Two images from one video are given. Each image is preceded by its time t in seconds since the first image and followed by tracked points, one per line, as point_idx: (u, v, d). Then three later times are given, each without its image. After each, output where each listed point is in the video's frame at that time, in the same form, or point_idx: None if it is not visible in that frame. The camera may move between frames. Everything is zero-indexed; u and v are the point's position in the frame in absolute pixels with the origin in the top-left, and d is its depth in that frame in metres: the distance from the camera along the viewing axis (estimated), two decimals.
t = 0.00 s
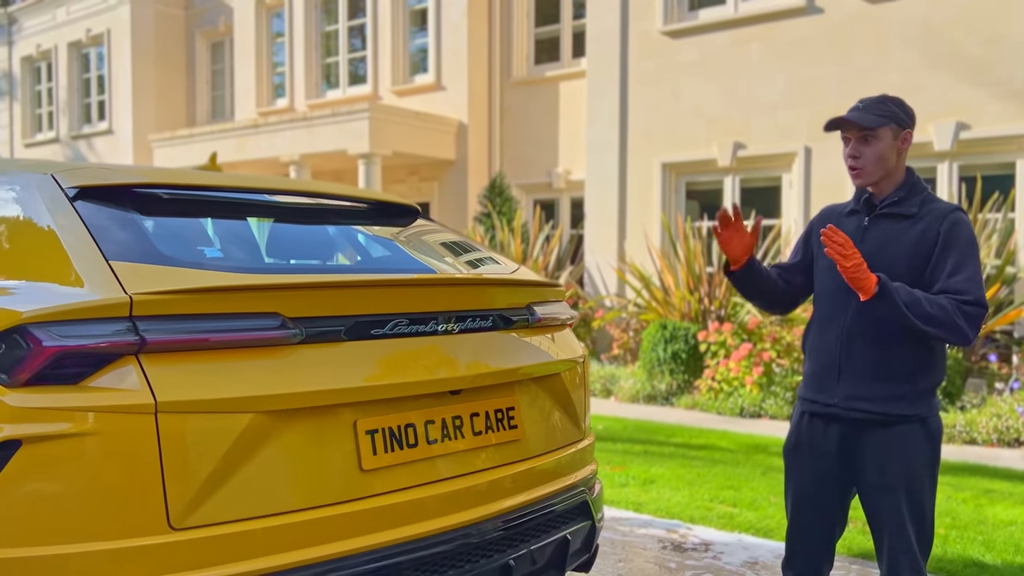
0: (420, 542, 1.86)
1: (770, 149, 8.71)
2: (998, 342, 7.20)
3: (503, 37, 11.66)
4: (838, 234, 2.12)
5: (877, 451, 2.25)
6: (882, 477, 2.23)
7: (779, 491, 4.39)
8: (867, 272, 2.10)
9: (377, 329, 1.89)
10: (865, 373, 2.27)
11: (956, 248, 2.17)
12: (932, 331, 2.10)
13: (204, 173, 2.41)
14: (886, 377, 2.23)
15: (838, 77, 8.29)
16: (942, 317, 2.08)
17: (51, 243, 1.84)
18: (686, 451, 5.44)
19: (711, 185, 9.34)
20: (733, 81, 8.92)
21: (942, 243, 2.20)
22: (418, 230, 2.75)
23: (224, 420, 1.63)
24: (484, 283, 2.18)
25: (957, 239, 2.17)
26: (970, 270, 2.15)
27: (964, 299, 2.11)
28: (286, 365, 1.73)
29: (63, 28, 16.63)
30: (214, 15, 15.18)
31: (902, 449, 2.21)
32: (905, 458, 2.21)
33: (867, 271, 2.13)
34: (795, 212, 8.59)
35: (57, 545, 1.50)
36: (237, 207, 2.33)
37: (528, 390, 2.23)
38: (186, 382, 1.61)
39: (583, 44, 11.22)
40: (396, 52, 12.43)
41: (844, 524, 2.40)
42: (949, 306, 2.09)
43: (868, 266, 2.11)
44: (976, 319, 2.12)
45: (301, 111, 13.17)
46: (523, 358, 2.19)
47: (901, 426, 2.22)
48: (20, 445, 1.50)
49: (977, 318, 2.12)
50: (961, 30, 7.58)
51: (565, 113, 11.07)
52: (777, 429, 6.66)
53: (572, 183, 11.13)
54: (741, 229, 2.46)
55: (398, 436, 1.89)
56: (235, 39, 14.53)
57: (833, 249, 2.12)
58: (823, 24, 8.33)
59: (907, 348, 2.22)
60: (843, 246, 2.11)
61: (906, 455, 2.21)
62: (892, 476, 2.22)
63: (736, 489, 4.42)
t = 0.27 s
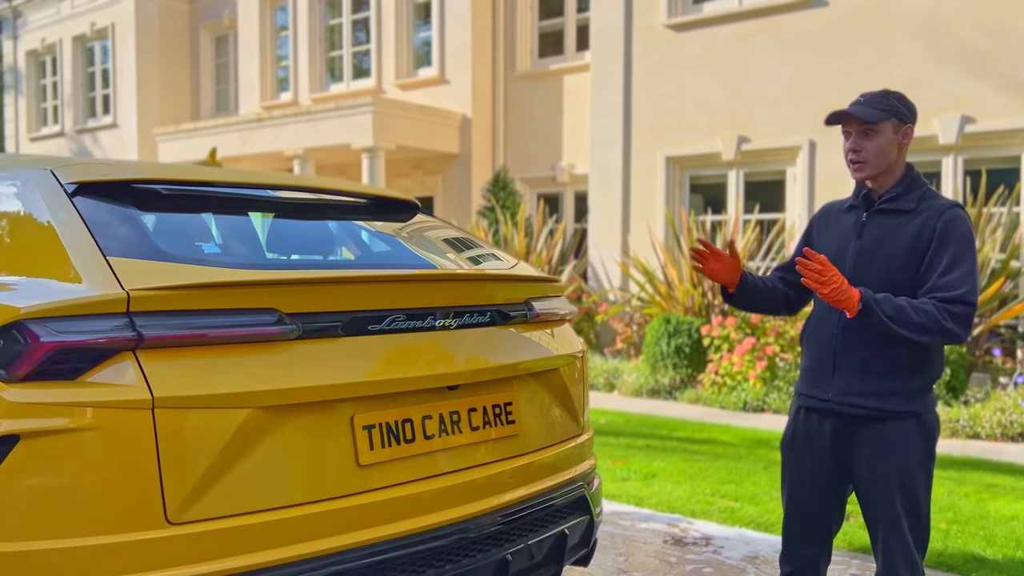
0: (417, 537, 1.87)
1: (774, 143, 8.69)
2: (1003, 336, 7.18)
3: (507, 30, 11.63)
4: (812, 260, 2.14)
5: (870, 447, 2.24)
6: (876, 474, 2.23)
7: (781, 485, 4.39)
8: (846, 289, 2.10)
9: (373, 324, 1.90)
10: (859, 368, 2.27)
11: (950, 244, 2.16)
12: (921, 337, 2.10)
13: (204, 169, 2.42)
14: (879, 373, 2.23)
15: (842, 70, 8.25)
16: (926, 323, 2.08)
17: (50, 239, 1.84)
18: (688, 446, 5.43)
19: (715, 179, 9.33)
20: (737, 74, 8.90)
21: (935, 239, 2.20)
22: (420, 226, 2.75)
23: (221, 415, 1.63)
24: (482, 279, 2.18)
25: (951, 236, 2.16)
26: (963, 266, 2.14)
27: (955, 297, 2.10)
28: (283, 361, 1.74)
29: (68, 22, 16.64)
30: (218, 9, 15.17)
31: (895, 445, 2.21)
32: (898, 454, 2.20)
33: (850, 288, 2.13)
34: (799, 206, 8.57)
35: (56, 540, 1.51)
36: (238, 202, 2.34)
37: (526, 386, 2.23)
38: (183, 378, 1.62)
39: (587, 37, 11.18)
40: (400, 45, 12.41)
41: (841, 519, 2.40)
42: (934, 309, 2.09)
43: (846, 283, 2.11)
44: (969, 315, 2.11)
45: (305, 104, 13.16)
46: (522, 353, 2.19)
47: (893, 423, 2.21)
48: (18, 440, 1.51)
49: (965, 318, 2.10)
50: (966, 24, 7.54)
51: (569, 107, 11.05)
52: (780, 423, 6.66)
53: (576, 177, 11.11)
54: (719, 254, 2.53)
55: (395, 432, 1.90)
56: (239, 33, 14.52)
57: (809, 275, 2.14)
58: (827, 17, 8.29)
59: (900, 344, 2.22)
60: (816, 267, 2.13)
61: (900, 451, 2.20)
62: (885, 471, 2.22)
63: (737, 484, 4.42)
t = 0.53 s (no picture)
0: (412, 532, 1.87)
1: (776, 138, 8.67)
2: (1004, 332, 7.17)
3: (509, 25, 11.60)
4: (807, 263, 2.11)
5: (865, 443, 2.24)
6: (871, 471, 2.23)
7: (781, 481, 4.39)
8: (842, 291, 2.07)
9: (368, 320, 1.90)
10: (853, 364, 2.27)
11: (946, 241, 2.16)
12: (919, 336, 2.10)
13: (202, 165, 2.42)
14: (874, 370, 2.23)
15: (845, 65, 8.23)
16: (923, 322, 2.08)
17: (46, 235, 1.84)
18: (689, 441, 5.44)
19: (717, 174, 9.31)
20: (740, 69, 8.88)
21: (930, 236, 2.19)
22: (419, 222, 2.75)
23: (215, 411, 1.64)
24: (478, 275, 2.18)
25: (946, 232, 2.16)
26: (958, 263, 2.14)
27: (949, 294, 2.10)
28: (278, 357, 1.74)
29: (70, 17, 16.64)
30: (220, 4, 15.15)
31: (890, 441, 2.21)
32: (893, 450, 2.20)
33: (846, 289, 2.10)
34: (801, 201, 8.56)
35: (50, 534, 1.51)
36: (235, 199, 2.34)
37: (522, 381, 2.23)
38: (177, 374, 1.62)
39: (589, 31, 11.15)
40: (402, 40, 12.39)
41: (836, 515, 2.41)
42: (930, 307, 2.08)
43: (842, 284, 2.08)
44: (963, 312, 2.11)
45: (307, 99, 13.15)
46: (518, 349, 2.19)
47: (889, 419, 2.21)
48: (12, 436, 1.51)
49: (960, 315, 2.10)
50: (968, 18, 7.51)
51: (571, 102, 11.03)
52: (780, 419, 6.66)
53: (578, 172, 11.10)
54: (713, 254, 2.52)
55: (390, 427, 1.90)
56: (241, 28, 14.50)
57: (805, 278, 2.11)
58: (829, 12, 8.27)
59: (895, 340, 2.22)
60: (812, 269, 2.10)
61: (894, 448, 2.20)
62: (879, 468, 2.22)
63: (737, 479, 4.42)
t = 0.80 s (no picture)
0: (409, 531, 1.87)
1: (777, 134, 8.66)
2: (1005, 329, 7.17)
3: (509, 21, 11.58)
4: (816, 261, 2.10)
5: (865, 442, 2.24)
6: (871, 470, 2.23)
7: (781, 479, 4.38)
8: (851, 291, 2.08)
9: (365, 319, 1.90)
10: (854, 363, 2.26)
11: (948, 240, 2.15)
12: (925, 336, 2.10)
13: (200, 163, 2.42)
14: (875, 368, 2.23)
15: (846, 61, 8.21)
16: (933, 321, 2.07)
17: (43, 234, 1.84)
18: (688, 438, 5.43)
19: (718, 171, 9.31)
20: (741, 66, 8.86)
21: (932, 234, 2.19)
22: (419, 221, 2.75)
23: (213, 410, 1.64)
24: (476, 274, 2.18)
25: (948, 232, 2.15)
26: (961, 261, 2.13)
27: (953, 293, 2.10)
28: (275, 356, 1.74)
29: (71, 13, 16.63)
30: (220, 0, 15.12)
31: (891, 440, 2.21)
32: (893, 449, 2.20)
33: (852, 288, 2.11)
34: (802, 198, 8.55)
35: (47, 534, 1.51)
36: (233, 197, 2.34)
37: (520, 380, 2.23)
38: (174, 372, 1.62)
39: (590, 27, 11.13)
40: (403, 37, 12.37)
41: (835, 512, 2.41)
42: (938, 306, 2.08)
43: (851, 283, 2.09)
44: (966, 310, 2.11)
45: (308, 96, 13.14)
46: (516, 347, 2.19)
47: (889, 418, 2.21)
48: (9, 435, 1.50)
49: (965, 314, 2.09)
50: (970, 15, 7.49)
51: (572, 99, 11.01)
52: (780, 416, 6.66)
53: (579, 169, 11.09)
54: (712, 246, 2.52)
55: (388, 426, 1.90)
56: (242, 25, 14.48)
57: (814, 276, 2.11)
58: (830, 8, 8.25)
59: (897, 338, 2.22)
60: (820, 265, 2.10)
61: (895, 447, 2.20)
62: (880, 468, 2.21)
63: (736, 477, 4.42)
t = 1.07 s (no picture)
0: (406, 531, 1.87)
1: (777, 132, 8.64)
2: (1005, 327, 7.17)
3: (509, 18, 11.56)
4: (831, 256, 2.10)
5: (867, 441, 2.24)
6: (872, 469, 2.23)
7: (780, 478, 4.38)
8: (864, 286, 2.08)
9: (361, 318, 1.89)
10: (855, 362, 2.26)
11: (951, 239, 2.15)
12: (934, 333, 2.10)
13: (197, 161, 2.41)
14: (876, 368, 2.23)
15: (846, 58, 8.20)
16: (943, 318, 2.08)
17: (40, 233, 1.83)
18: (688, 437, 5.43)
19: (718, 169, 9.30)
20: (741, 63, 8.84)
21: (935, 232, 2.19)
22: (417, 220, 2.74)
23: (209, 410, 1.63)
24: (473, 273, 2.18)
25: (951, 230, 2.16)
26: (964, 260, 2.13)
27: (959, 292, 2.11)
28: (271, 356, 1.74)
29: (70, 10, 16.61)
30: None
31: (892, 439, 2.20)
32: (895, 448, 2.19)
33: (864, 285, 2.11)
34: (802, 196, 8.54)
35: (42, 533, 1.51)
36: (231, 195, 2.34)
37: (518, 379, 2.23)
38: (170, 372, 1.62)
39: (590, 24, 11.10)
40: (402, 34, 12.35)
41: (832, 512, 2.40)
42: (949, 304, 2.09)
43: (864, 280, 2.09)
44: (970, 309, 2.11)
45: (307, 93, 13.13)
46: (513, 346, 2.19)
47: (891, 418, 2.21)
48: (5, 434, 1.50)
49: (970, 312, 2.10)
50: (970, 12, 7.48)
51: (573, 96, 10.99)
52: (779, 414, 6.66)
53: (579, 166, 11.08)
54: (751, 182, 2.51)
55: (384, 426, 1.90)
56: (242, 22, 14.46)
57: (828, 272, 2.10)
58: (830, 5, 8.23)
59: (898, 337, 2.22)
60: (834, 260, 2.09)
61: (897, 446, 2.20)
62: (881, 467, 2.21)
63: (735, 475, 4.42)
